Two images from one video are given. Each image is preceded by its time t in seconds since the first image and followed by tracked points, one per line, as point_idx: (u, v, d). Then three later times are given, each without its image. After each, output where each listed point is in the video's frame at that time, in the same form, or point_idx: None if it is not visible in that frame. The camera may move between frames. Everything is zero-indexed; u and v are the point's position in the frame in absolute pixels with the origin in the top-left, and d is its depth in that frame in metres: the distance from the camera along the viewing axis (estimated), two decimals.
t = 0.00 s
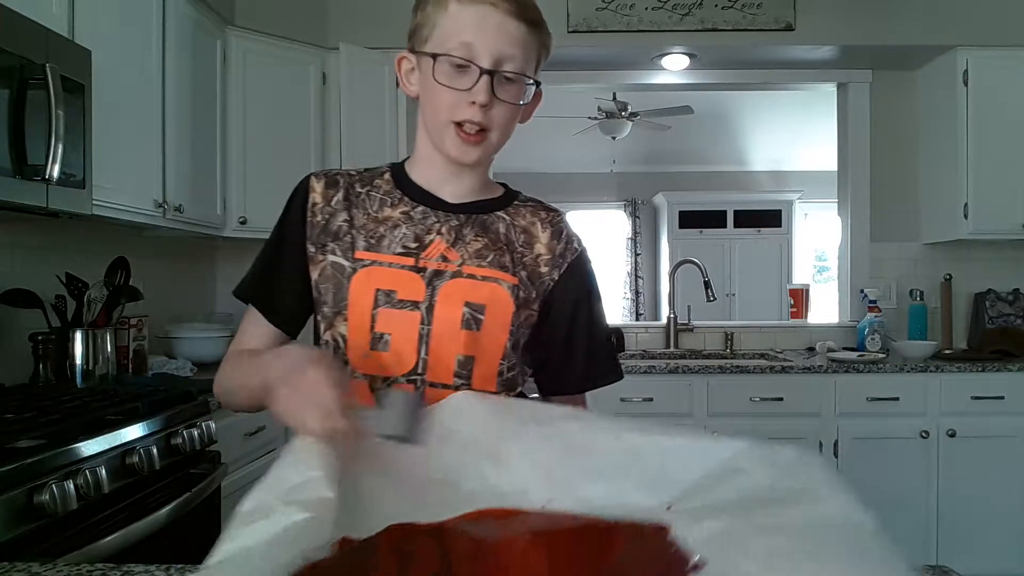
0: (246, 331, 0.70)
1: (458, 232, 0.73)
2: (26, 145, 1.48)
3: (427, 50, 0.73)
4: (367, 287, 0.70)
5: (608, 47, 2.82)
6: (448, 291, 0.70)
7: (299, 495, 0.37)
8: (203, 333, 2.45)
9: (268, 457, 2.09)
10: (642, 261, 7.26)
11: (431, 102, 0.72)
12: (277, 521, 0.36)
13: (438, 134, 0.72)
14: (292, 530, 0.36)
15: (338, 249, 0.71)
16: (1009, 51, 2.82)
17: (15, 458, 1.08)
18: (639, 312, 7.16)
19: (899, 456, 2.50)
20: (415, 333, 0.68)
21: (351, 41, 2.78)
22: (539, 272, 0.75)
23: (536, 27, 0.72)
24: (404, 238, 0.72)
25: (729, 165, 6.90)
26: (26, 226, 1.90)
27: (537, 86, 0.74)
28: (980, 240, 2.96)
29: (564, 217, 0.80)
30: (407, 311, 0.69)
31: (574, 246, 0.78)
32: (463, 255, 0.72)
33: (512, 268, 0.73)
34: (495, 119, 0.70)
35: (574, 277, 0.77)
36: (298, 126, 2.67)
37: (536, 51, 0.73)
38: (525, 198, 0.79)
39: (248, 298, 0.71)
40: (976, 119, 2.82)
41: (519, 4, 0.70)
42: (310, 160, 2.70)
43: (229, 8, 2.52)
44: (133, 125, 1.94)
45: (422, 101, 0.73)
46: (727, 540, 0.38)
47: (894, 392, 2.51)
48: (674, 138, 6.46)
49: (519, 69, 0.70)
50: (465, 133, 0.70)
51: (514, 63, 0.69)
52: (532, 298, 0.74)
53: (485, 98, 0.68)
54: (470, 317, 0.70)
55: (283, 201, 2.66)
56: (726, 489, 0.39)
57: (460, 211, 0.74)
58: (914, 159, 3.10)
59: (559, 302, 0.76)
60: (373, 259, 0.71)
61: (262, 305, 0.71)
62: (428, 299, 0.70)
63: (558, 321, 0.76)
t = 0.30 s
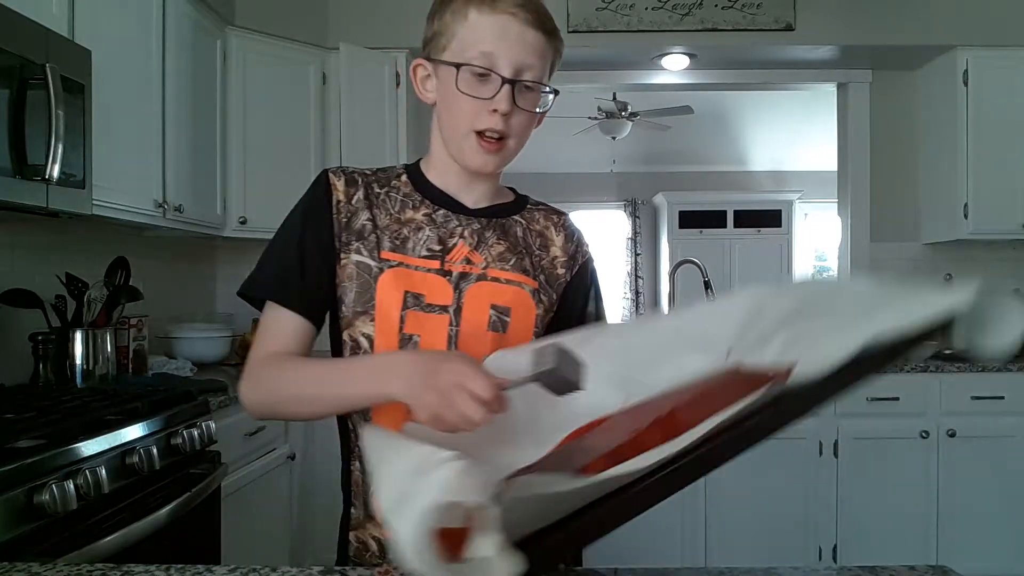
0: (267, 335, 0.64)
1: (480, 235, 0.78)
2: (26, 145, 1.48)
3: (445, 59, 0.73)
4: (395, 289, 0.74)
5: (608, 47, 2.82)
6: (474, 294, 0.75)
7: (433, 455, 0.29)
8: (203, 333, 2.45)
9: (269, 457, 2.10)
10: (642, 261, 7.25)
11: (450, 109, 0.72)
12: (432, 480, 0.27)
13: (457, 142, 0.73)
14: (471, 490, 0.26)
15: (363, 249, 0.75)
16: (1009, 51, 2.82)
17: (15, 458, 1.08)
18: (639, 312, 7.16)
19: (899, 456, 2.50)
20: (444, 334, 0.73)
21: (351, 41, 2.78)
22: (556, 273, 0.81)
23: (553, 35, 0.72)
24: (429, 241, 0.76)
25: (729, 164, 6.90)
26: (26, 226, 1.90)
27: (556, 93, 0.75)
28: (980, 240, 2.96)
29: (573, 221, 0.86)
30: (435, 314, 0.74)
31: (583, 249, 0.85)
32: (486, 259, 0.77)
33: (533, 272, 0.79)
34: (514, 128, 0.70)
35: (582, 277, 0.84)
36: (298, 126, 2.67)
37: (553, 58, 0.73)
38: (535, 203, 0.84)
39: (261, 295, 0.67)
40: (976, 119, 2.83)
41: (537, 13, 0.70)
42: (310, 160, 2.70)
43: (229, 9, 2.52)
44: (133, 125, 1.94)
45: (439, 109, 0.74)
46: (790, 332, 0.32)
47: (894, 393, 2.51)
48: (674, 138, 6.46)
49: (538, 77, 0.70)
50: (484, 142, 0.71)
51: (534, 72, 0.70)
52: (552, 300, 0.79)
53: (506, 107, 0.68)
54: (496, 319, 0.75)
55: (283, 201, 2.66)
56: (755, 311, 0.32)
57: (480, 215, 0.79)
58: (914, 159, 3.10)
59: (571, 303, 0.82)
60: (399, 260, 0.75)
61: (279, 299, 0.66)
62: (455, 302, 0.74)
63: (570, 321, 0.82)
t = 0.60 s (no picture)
0: (292, 334, 0.65)
1: (495, 236, 0.78)
2: (26, 145, 1.48)
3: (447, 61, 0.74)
4: (414, 287, 0.74)
5: (608, 47, 2.82)
6: (493, 293, 0.76)
7: (553, 468, 0.38)
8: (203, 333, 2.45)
9: (269, 457, 2.10)
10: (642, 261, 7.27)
11: (451, 108, 0.72)
12: (577, 496, 0.37)
13: (459, 140, 0.73)
14: (639, 483, 0.35)
15: (379, 247, 0.74)
16: (1009, 51, 2.82)
17: (15, 459, 1.08)
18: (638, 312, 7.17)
19: (899, 456, 2.50)
20: (465, 333, 0.74)
21: (351, 41, 2.78)
22: (563, 273, 0.83)
23: (553, 36, 0.73)
24: (445, 240, 0.76)
25: (729, 164, 6.91)
26: (26, 226, 1.90)
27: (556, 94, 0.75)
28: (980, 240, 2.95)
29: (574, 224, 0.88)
30: (455, 313, 0.74)
31: (585, 250, 0.87)
32: (501, 258, 0.78)
33: (544, 273, 0.80)
34: (515, 123, 0.70)
35: (585, 277, 0.86)
36: (299, 126, 2.67)
37: (554, 59, 0.74)
38: (539, 207, 0.86)
39: (278, 295, 0.67)
40: (976, 119, 2.83)
41: (534, 13, 0.71)
42: (311, 159, 2.71)
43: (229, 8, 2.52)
44: (133, 125, 1.94)
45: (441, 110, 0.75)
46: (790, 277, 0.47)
47: (894, 393, 2.51)
48: (674, 138, 6.46)
49: (538, 73, 0.70)
50: (485, 138, 0.71)
51: (533, 69, 0.70)
52: (562, 299, 0.81)
53: (506, 101, 0.69)
54: (515, 318, 0.76)
55: (283, 201, 2.66)
56: (746, 256, 0.48)
57: (491, 215, 0.79)
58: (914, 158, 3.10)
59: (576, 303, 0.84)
60: (417, 258, 0.75)
61: (302, 301, 0.66)
62: (475, 302, 0.75)
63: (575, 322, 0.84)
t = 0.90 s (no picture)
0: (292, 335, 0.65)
1: (497, 238, 0.78)
2: (26, 145, 1.47)
3: (447, 62, 0.73)
4: (417, 289, 0.74)
5: (608, 47, 2.82)
6: (497, 294, 0.76)
7: (529, 471, 0.38)
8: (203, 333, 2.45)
9: (269, 457, 2.10)
10: (642, 261, 7.27)
11: (453, 111, 0.72)
12: (545, 501, 0.36)
13: (461, 144, 0.73)
14: (607, 506, 0.34)
15: (381, 249, 0.74)
16: (1009, 51, 2.82)
17: (15, 459, 1.08)
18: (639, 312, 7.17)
19: (899, 456, 2.50)
20: (468, 334, 0.74)
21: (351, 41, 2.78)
22: (566, 276, 0.83)
23: (554, 34, 0.73)
24: (447, 242, 0.76)
25: (729, 164, 6.91)
26: (25, 226, 1.89)
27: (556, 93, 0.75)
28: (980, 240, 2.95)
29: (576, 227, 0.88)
30: (458, 313, 0.74)
31: (587, 253, 0.87)
32: (503, 260, 0.78)
33: (547, 275, 0.80)
34: (518, 125, 0.70)
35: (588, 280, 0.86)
36: (298, 126, 2.67)
37: (555, 58, 0.74)
38: (542, 209, 0.86)
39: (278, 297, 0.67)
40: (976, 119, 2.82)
41: (535, 12, 0.71)
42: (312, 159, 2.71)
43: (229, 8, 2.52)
44: (133, 124, 1.94)
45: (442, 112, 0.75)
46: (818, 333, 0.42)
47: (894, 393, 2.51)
48: (674, 138, 6.46)
49: (540, 74, 0.71)
50: (489, 141, 0.71)
51: (534, 69, 0.70)
52: (564, 301, 0.82)
53: (508, 104, 0.69)
54: (517, 319, 0.76)
55: (283, 201, 2.66)
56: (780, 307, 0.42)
57: (495, 217, 0.79)
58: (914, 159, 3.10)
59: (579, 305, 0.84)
60: (420, 260, 0.75)
61: (303, 301, 0.66)
62: (478, 302, 0.75)
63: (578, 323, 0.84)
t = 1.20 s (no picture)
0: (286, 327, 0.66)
1: (499, 239, 0.78)
2: (26, 145, 1.48)
3: (453, 62, 0.74)
4: (414, 288, 0.73)
5: (607, 48, 2.82)
6: (494, 296, 0.75)
7: (460, 493, 0.36)
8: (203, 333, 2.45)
9: (269, 458, 2.10)
10: (642, 261, 7.27)
11: (457, 113, 0.73)
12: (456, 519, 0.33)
13: (465, 146, 0.74)
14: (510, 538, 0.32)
15: (381, 248, 0.74)
16: (1010, 51, 2.82)
17: (14, 459, 1.08)
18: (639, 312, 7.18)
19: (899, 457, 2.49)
20: (463, 335, 0.74)
21: (352, 42, 2.79)
22: (571, 278, 0.82)
23: (560, 34, 0.73)
24: (448, 242, 0.76)
25: (729, 165, 6.91)
26: (25, 226, 1.89)
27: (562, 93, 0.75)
28: (980, 241, 2.95)
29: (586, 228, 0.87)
30: (454, 314, 0.74)
31: (596, 255, 0.86)
32: (504, 262, 0.77)
33: (550, 277, 0.80)
34: (522, 129, 0.71)
35: (597, 283, 0.85)
36: (298, 126, 2.67)
37: (560, 58, 0.74)
38: (551, 209, 0.85)
39: (276, 293, 0.68)
40: (976, 119, 2.82)
41: (540, 12, 0.71)
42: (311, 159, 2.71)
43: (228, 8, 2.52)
44: (133, 124, 1.94)
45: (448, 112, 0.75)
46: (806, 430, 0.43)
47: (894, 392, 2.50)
48: (674, 138, 6.46)
49: (545, 75, 0.71)
50: (493, 144, 0.72)
51: (539, 72, 0.70)
52: (567, 304, 0.81)
53: (511, 108, 0.69)
54: (515, 322, 0.76)
55: (283, 201, 2.65)
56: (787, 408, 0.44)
57: (498, 219, 0.79)
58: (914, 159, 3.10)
59: (585, 307, 0.83)
60: (419, 260, 0.75)
61: (300, 297, 0.67)
62: (475, 303, 0.75)
63: (584, 325, 0.83)
